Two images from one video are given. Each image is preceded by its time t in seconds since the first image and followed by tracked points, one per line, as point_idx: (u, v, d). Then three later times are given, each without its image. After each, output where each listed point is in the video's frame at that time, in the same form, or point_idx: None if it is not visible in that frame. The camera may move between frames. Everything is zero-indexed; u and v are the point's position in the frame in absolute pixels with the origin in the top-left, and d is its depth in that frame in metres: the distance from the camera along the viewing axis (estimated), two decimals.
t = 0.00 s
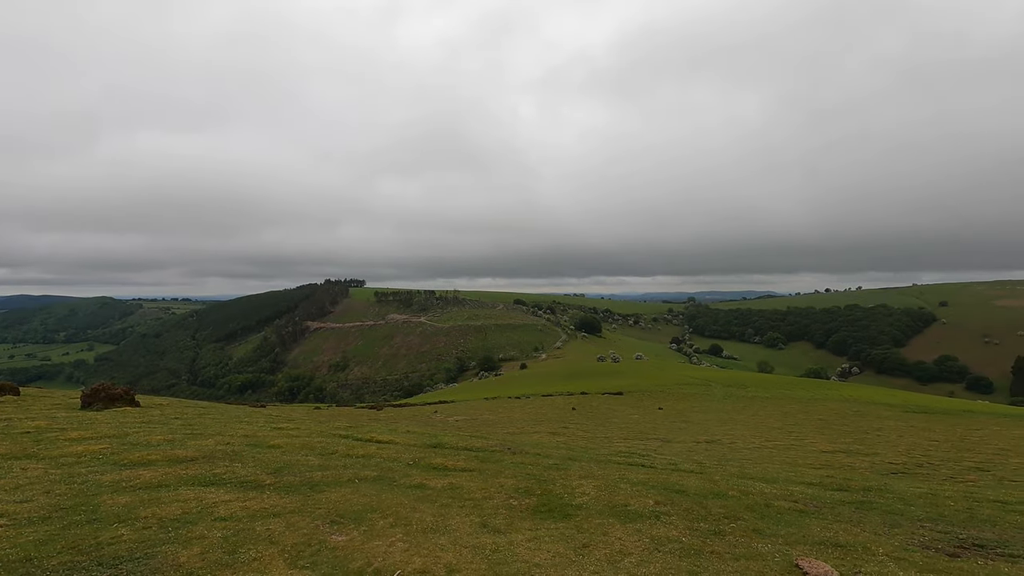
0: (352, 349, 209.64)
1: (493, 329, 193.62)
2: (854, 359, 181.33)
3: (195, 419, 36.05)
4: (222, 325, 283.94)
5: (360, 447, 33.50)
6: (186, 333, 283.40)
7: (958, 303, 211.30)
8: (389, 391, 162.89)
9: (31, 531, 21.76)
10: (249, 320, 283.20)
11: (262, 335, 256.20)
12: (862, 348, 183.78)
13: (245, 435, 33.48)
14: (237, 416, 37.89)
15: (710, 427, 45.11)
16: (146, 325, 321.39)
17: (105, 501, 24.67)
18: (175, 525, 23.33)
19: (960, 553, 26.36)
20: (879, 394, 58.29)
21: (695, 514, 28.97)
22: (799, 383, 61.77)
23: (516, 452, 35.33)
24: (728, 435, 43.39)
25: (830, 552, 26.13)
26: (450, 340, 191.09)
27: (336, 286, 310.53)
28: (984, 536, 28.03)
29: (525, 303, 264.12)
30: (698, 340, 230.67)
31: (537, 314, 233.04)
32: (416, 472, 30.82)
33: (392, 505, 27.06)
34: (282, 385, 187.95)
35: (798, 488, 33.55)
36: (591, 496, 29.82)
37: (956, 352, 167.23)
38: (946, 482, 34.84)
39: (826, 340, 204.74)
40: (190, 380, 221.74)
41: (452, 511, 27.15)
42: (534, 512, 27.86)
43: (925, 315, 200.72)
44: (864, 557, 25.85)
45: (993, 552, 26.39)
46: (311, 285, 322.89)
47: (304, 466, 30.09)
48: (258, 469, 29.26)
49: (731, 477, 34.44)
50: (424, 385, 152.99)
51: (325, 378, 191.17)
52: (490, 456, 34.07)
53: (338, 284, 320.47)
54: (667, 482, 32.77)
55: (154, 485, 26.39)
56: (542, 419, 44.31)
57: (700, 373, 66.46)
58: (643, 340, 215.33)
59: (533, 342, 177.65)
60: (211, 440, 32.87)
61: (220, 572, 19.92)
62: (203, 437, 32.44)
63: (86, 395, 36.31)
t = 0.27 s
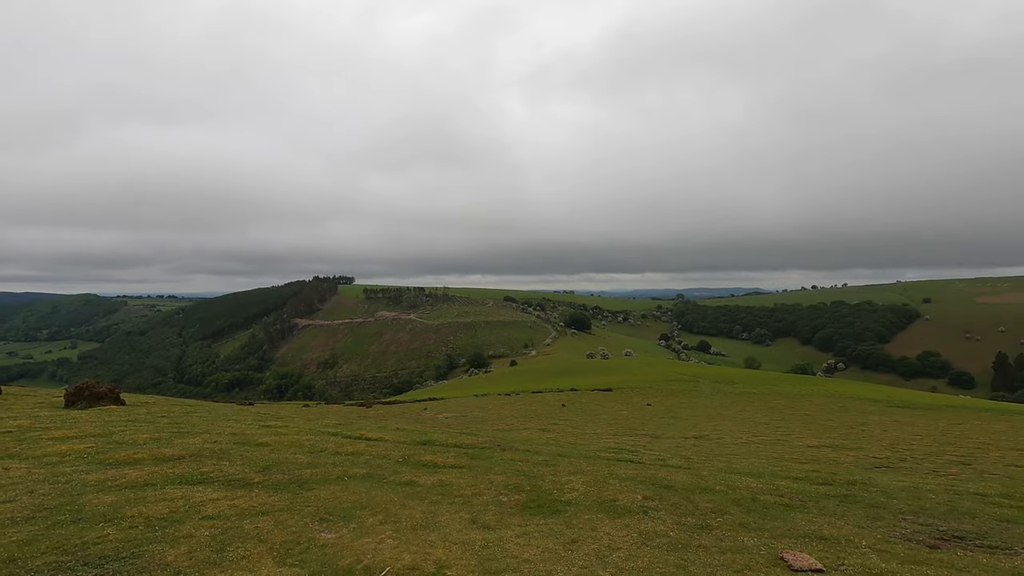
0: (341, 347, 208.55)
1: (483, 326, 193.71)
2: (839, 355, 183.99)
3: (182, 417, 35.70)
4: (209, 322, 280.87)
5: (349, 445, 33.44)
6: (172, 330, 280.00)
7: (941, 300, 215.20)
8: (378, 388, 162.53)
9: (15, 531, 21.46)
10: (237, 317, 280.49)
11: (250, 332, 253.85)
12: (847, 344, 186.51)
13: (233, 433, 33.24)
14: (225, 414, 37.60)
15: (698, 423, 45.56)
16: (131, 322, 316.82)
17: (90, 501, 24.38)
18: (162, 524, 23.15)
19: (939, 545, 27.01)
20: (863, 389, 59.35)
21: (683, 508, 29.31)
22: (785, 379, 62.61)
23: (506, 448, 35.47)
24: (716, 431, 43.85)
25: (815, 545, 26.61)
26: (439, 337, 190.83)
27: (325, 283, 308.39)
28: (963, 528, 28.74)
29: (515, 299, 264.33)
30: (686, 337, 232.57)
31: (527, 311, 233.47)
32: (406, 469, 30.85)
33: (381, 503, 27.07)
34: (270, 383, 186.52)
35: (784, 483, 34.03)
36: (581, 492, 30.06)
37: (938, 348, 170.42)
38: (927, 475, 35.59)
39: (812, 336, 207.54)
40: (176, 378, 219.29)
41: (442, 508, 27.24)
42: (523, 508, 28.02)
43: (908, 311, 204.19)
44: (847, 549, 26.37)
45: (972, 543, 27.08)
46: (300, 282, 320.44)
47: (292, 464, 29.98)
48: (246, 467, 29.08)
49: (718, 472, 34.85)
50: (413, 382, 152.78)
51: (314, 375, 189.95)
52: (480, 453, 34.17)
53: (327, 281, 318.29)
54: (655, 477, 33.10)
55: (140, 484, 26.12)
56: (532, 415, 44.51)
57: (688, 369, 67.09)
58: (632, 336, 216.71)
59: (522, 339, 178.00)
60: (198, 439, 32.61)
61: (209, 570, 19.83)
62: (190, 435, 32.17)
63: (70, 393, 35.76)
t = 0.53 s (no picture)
0: (332, 343, 207.58)
1: (475, 322, 193.60)
2: (828, 351, 185.91)
3: (170, 415, 35.42)
4: (198, 319, 278.47)
5: (341, 441, 33.38)
6: (161, 327, 277.37)
7: (927, 296, 218.01)
8: (369, 385, 162.12)
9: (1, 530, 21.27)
10: (226, 314, 278.29)
11: (240, 329, 251.96)
12: (836, 340, 188.48)
13: (222, 430, 33.06)
14: (214, 412, 37.39)
15: (688, 418, 45.86)
16: (119, 319, 313.24)
17: (77, 499, 24.18)
18: (151, 522, 23.02)
19: (924, 537, 27.47)
20: (851, 385, 60.10)
21: (672, 503, 29.55)
22: (774, 375, 63.19)
23: (497, 444, 35.59)
24: (705, 426, 44.19)
25: (801, 538, 27.02)
26: (431, 334, 190.49)
27: (316, 279, 306.60)
28: (946, 520, 29.29)
29: (506, 296, 264.32)
30: (677, 333, 233.89)
31: (519, 307, 233.66)
32: (396, 465, 30.88)
33: (372, 499, 27.10)
34: (260, 379, 185.34)
35: (772, 477, 34.38)
36: (571, 487, 30.23)
37: (924, 343, 172.72)
38: (913, 469, 36.13)
39: (801, 332, 209.46)
40: (165, 375, 217.34)
41: (433, 503, 27.34)
42: (513, 503, 28.14)
43: (896, 308, 206.71)
44: (833, 542, 26.79)
45: (954, 535, 27.59)
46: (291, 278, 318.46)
47: (282, 461, 29.89)
48: (235, 464, 28.95)
49: (708, 467, 35.13)
50: (404, 379, 152.45)
51: (305, 372, 189.06)
52: (471, 449, 34.24)
53: (318, 277, 316.48)
54: (645, 472, 33.34)
55: (129, 482, 25.95)
56: (524, 411, 44.68)
57: (679, 365, 67.56)
58: (623, 333, 217.64)
59: (514, 336, 178.17)
60: (187, 436, 32.39)
61: (199, 567, 19.80)
62: (179, 433, 31.96)
63: (56, 391, 35.36)
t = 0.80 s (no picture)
0: (325, 341, 206.79)
1: (468, 320, 193.46)
2: (820, 348, 187.28)
3: (161, 412, 35.24)
4: (190, 316, 276.60)
5: (333, 438, 33.36)
6: (152, 324, 275.32)
7: (918, 293, 220.04)
8: (362, 382, 161.66)
9: None
10: (219, 312, 276.51)
11: (233, 327, 250.48)
12: (828, 337, 189.86)
13: (214, 428, 32.92)
14: (206, 409, 37.26)
15: (681, 414, 46.07)
16: (109, 317, 310.40)
17: (67, 496, 24.08)
18: (143, 519, 22.95)
19: (911, 530, 27.82)
20: (842, 381, 60.64)
21: (663, 497, 29.75)
22: (766, 371, 63.65)
23: (490, 440, 35.70)
24: (698, 422, 44.42)
25: (791, 531, 27.30)
26: (424, 331, 190.18)
27: (309, 277, 305.21)
28: (934, 513, 29.66)
29: (500, 293, 264.19)
30: (670, 330, 234.83)
31: (512, 304, 233.75)
32: (389, 462, 30.90)
33: (365, 495, 27.13)
34: (253, 376, 184.37)
35: (764, 471, 34.62)
36: (564, 482, 30.36)
37: (914, 340, 174.41)
38: (902, 464, 36.54)
39: (794, 329, 210.78)
40: (156, 373, 215.80)
41: (425, 499, 27.42)
42: (506, 499, 28.26)
43: (887, 304, 208.49)
44: (822, 535, 27.09)
45: (942, 528, 27.94)
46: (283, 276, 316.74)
47: (274, 458, 29.83)
48: (227, 461, 28.89)
49: (700, 462, 35.31)
50: (398, 376, 152.08)
51: (297, 369, 188.31)
52: (464, 445, 34.31)
53: (310, 274, 315.00)
54: (638, 467, 33.52)
55: (120, 479, 25.84)
56: (517, 408, 44.80)
57: (672, 362, 67.88)
58: (617, 330, 218.24)
59: (508, 333, 178.20)
60: (178, 433, 32.25)
61: (190, 563, 19.79)
62: (170, 430, 31.83)
63: (45, 388, 35.09)
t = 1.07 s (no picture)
0: (320, 339, 206.22)
1: (464, 317, 193.38)
2: (813, 345, 188.57)
3: (155, 410, 35.13)
4: (184, 314, 275.04)
5: (328, 435, 33.30)
6: (145, 322, 273.59)
7: (910, 291, 221.92)
8: (357, 380, 161.41)
9: None
10: (212, 309, 275.13)
11: (227, 325, 249.26)
12: (821, 334, 191.17)
13: (209, 426, 32.84)
14: (200, 407, 37.14)
15: (675, 411, 46.26)
16: (101, 315, 307.98)
17: (60, 493, 23.98)
18: (137, 516, 22.90)
19: (901, 524, 28.15)
20: (834, 378, 61.10)
21: (658, 493, 29.91)
22: (759, 368, 64.07)
23: (485, 437, 35.80)
24: (692, 418, 44.63)
25: (784, 526, 27.55)
26: (419, 329, 189.98)
27: (304, 274, 303.96)
28: (924, 508, 30.00)
29: (495, 291, 264.11)
30: (665, 328, 235.80)
31: (508, 302, 233.83)
32: (384, 459, 30.92)
33: (360, 491, 27.18)
34: (247, 375, 183.66)
35: (757, 466, 34.84)
36: (558, 479, 30.49)
37: (906, 337, 175.89)
38: (893, 460, 36.91)
39: (787, 326, 212.12)
40: (150, 371, 214.56)
41: (420, 495, 27.50)
42: (501, 495, 28.36)
43: (879, 302, 210.07)
44: (814, 530, 27.37)
45: (932, 522, 28.26)
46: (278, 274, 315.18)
47: (269, 455, 29.78)
48: (222, 459, 28.85)
49: (694, 457, 35.46)
50: (393, 374, 151.93)
51: (292, 368, 187.73)
52: (460, 442, 34.40)
53: (305, 272, 313.68)
54: (632, 463, 33.68)
55: (114, 477, 25.74)
56: (512, 406, 44.91)
57: (666, 359, 68.20)
58: (612, 327, 218.91)
59: (503, 330, 178.33)
60: (172, 431, 32.13)
61: (184, 560, 19.75)
62: (164, 428, 31.71)
63: (37, 386, 34.84)
